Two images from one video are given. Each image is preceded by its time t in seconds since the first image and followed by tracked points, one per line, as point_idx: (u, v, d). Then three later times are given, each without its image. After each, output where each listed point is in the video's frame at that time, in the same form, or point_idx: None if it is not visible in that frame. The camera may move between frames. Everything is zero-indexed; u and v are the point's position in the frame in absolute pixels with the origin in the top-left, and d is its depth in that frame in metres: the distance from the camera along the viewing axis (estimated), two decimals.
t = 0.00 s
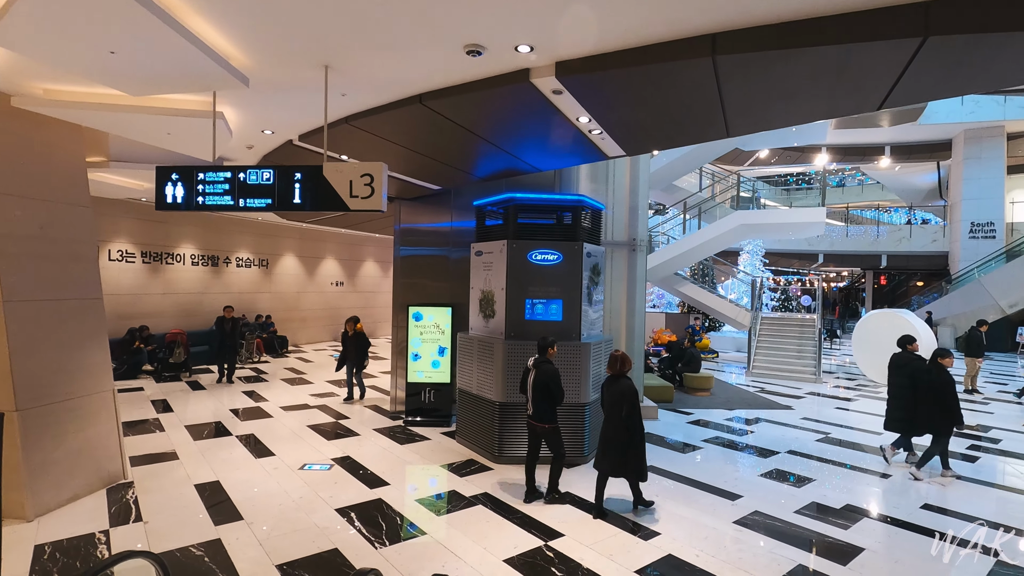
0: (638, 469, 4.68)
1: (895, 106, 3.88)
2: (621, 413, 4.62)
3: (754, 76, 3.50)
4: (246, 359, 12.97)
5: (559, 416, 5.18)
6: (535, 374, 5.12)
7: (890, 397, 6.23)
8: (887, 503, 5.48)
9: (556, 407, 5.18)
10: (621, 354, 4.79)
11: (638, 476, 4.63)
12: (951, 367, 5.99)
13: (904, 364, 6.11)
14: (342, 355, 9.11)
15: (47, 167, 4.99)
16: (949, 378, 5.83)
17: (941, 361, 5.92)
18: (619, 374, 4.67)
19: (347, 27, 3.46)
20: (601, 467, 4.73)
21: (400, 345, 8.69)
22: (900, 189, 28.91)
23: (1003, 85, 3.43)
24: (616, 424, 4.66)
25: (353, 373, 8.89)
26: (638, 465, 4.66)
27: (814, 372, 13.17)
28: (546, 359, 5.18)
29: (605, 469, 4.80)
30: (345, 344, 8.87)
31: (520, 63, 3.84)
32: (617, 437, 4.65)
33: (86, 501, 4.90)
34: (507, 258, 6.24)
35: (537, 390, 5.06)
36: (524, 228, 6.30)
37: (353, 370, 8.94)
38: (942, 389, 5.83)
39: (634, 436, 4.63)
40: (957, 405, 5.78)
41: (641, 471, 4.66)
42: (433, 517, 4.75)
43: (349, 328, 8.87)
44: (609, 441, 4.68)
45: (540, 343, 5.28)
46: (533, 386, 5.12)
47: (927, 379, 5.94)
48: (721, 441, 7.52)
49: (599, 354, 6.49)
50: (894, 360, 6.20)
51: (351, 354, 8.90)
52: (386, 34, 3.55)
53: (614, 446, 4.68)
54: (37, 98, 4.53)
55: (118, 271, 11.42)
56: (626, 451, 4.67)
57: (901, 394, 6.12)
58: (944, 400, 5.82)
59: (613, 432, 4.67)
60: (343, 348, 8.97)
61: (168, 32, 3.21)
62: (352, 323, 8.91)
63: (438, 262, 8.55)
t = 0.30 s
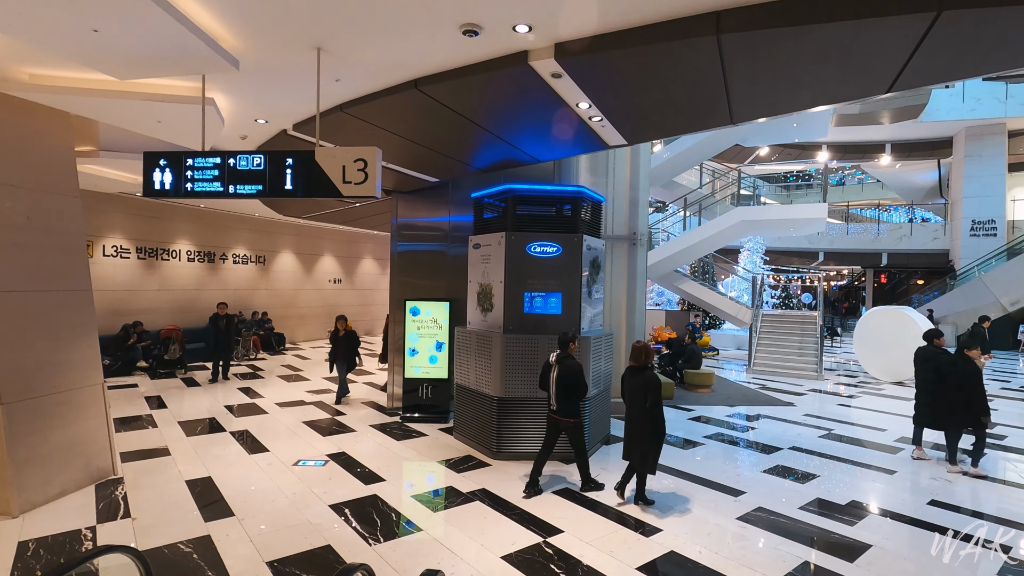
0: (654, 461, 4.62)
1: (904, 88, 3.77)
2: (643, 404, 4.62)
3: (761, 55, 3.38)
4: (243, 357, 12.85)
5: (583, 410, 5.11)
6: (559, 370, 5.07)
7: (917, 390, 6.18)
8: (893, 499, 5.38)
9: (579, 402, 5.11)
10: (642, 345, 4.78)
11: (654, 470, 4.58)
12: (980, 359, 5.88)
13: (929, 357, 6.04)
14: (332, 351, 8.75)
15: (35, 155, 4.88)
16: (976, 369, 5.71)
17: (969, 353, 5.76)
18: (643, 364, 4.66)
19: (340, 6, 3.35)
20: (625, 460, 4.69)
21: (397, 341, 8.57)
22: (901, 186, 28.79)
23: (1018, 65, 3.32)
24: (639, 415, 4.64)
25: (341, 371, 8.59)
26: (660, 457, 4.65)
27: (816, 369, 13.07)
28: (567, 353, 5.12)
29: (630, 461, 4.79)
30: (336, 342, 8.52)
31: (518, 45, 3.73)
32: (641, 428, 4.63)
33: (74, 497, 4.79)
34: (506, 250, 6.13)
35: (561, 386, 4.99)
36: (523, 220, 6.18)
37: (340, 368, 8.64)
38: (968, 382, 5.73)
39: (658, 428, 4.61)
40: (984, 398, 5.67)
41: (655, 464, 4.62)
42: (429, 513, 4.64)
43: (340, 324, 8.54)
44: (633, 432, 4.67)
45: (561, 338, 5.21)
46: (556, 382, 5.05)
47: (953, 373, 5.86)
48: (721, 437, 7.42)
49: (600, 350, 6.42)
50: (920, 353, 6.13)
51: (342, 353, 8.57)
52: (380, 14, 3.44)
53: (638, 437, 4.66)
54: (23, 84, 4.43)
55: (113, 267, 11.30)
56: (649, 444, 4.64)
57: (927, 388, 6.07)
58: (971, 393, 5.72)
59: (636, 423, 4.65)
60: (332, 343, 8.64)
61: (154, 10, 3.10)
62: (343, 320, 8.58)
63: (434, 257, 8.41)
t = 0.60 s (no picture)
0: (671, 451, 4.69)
1: (914, 71, 3.67)
2: (662, 396, 4.69)
3: (767, 35, 3.27)
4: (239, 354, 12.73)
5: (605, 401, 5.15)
6: (583, 359, 5.10)
7: (944, 387, 6.05)
8: (899, 495, 5.27)
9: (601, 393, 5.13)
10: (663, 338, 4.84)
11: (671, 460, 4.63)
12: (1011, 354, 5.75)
13: (957, 354, 5.90)
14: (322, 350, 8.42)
15: (23, 144, 4.77)
16: (1006, 364, 5.60)
17: (999, 349, 5.65)
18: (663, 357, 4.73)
19: None
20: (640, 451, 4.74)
21: (394, 337, 8.47)
22: (902, 185, 28.71)
23: None
24: (657, 406, 4.70)
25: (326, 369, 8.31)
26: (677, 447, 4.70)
27: (818, 366, 12.99)
28: (591, 344, 5.15)
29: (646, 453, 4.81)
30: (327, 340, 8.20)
31: (516, 26, 3.62)
32: (660, 420, 4.69)
33: (61, 493, 4.69)
34: (504, 242, 6.02)
35: (587, 374, 5.03)
36: (522, 212, 6.07)
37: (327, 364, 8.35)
38: (999, 378, 5.63)
39: (676, 420, 4.67)
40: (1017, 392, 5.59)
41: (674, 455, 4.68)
42: (425, 509, 4.54)
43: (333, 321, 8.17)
44: (651, 423, 4.73)
45: (585, 328, 5.25)
46: (581, 370, 5.10)
47: (982, 369, 5.73)
48: (721, 433, 7.33)
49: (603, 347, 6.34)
50: (947, 350, 5.98)
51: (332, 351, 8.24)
52: None
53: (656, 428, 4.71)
54: (9, 69, 4.32)
55: (107, 262, 11.18)
56: (667, 436, 4.69)
57: (955, 385, 5.95)
58: (1003, 388, 5.62)
59: (654, 415, 4.71)
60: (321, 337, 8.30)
61: None
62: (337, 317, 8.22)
63: (432, 252, 8.29)
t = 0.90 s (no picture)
0: (693, 439, 4.77)
1: (922, 56, 3.58)
2: (681, 384, 4.79)
3: (772, 14, 3.17)
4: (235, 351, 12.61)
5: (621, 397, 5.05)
6: (600, 353, 5.03)
7: (970, 382, 5.97)
8: (904, 491, 5.19)
9: (619, 387, 5.06)
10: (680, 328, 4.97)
11: (696, 448, 4.74)
12: None
13: (985, 348, 5.82)
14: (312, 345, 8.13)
15: (9, 132, 4.65)
16: None
17: None
18: (682, 347, 4.83)
19: None
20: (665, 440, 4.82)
21: (391, 333, 8.35)
22: (901, 183, 28.71)
23: None
24: (678, 394, 4.81)
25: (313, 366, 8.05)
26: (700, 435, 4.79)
27: (819, 363, 12.94)
28: (609, 337, 5.09)
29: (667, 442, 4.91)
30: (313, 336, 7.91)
31: (514, 7, 3.51)
32: (682, 407, 4.79)
33: (48, 489, 4.58)
34: (502, 234, 5.92)
35: (604, 367, 4.96)
36: (520, 203, 5.97)
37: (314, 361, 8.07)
38: None
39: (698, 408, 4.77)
40: None
41: (697, 443, 4.77)
42: (421, 506, 4.43)
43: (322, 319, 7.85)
44: (674, 412, 4.83)
45: (603, 323, 5.21)
46: (597, 363, 5.04)
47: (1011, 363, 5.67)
48: (723, 430, 7.24)
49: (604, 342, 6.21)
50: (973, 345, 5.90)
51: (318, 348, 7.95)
52: None
53: (678, 415, 4.81)
54: None
55: (102, 258, 11.06)
56: (690, 425, 4.78)
57: (982, 379, 5.87)
58: None
59: (676, 403, 4.81)
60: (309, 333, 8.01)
61: None
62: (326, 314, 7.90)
63: (430, 247, 8.19)
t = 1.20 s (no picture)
0: (714, 433, 4.68)
1: (928, 41, 3.47)
2: (701, 376, 4.69)
3: None
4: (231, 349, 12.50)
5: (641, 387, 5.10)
6: (617, 343, 5.06)
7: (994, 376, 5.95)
8: (911, 487, 5.09)
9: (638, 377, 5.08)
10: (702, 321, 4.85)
11: (717, 441, 4.66)
12: None
13: (1010, 343, 5.77)
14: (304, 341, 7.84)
15: None
16: None
17: None
18: (702, 339, 4.75)
19: None
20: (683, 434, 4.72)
21: (387, 328, 8.22)
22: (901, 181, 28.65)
23: None
24: (696, 386, 4.71)
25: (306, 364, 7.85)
26: (721, 429, 4.70)
27: (820, 360, 12.86)
28: (626, 328, 5.09)
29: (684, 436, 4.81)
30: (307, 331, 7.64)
31: None
32: (701, 399, 4.70)
33: (34, 485, 4.46)
34: (500, 226, 5.81)
35: (620, 356, 5.00)
36: (519, 194, 5.85)
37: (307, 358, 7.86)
38: None
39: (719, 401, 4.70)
40: None
41: (720, 436, 4.69)
42: (417, 502, 4.33)
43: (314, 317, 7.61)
44: (693, 404, 4.73)
45: (620, 313, 5.19)
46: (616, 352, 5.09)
47: None
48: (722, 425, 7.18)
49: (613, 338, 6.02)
50: (998, 340, 5.84)
51: (312, 343, 7.68)
52: None
53: (697, 407, 4.73)
54: None
55: (96, 254, 10.94)
56: (710, 417, 4.69)
57: (1007, 374, 5.85)
58: None
59: (696, 396, 4.71)
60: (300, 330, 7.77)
61: None
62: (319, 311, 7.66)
63: (427, 242, 8.10)
